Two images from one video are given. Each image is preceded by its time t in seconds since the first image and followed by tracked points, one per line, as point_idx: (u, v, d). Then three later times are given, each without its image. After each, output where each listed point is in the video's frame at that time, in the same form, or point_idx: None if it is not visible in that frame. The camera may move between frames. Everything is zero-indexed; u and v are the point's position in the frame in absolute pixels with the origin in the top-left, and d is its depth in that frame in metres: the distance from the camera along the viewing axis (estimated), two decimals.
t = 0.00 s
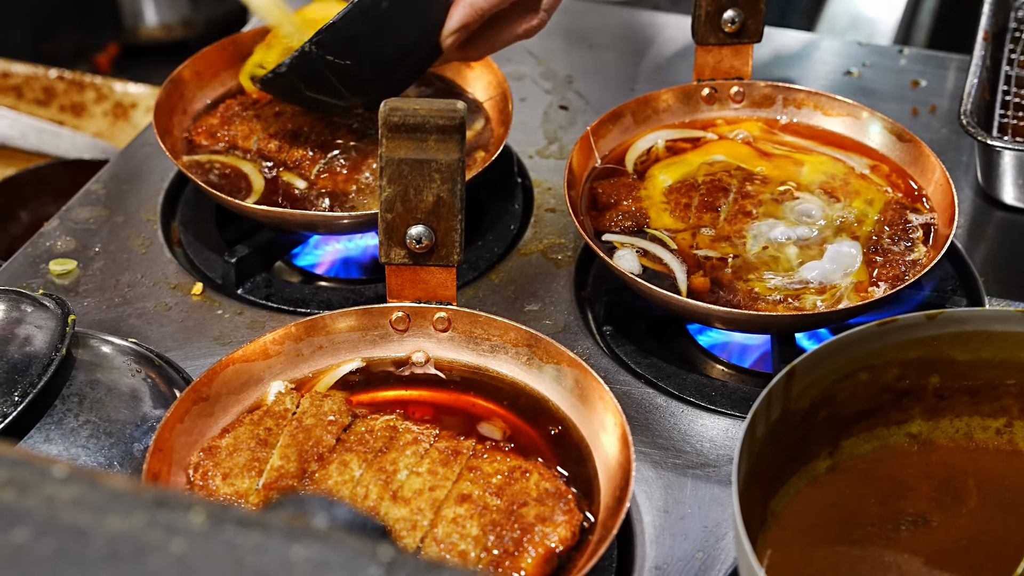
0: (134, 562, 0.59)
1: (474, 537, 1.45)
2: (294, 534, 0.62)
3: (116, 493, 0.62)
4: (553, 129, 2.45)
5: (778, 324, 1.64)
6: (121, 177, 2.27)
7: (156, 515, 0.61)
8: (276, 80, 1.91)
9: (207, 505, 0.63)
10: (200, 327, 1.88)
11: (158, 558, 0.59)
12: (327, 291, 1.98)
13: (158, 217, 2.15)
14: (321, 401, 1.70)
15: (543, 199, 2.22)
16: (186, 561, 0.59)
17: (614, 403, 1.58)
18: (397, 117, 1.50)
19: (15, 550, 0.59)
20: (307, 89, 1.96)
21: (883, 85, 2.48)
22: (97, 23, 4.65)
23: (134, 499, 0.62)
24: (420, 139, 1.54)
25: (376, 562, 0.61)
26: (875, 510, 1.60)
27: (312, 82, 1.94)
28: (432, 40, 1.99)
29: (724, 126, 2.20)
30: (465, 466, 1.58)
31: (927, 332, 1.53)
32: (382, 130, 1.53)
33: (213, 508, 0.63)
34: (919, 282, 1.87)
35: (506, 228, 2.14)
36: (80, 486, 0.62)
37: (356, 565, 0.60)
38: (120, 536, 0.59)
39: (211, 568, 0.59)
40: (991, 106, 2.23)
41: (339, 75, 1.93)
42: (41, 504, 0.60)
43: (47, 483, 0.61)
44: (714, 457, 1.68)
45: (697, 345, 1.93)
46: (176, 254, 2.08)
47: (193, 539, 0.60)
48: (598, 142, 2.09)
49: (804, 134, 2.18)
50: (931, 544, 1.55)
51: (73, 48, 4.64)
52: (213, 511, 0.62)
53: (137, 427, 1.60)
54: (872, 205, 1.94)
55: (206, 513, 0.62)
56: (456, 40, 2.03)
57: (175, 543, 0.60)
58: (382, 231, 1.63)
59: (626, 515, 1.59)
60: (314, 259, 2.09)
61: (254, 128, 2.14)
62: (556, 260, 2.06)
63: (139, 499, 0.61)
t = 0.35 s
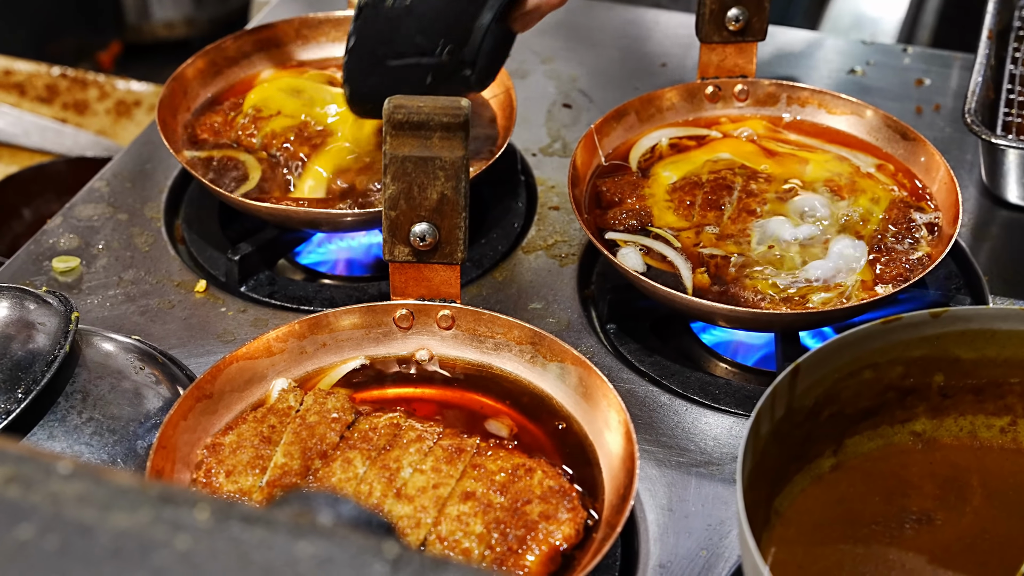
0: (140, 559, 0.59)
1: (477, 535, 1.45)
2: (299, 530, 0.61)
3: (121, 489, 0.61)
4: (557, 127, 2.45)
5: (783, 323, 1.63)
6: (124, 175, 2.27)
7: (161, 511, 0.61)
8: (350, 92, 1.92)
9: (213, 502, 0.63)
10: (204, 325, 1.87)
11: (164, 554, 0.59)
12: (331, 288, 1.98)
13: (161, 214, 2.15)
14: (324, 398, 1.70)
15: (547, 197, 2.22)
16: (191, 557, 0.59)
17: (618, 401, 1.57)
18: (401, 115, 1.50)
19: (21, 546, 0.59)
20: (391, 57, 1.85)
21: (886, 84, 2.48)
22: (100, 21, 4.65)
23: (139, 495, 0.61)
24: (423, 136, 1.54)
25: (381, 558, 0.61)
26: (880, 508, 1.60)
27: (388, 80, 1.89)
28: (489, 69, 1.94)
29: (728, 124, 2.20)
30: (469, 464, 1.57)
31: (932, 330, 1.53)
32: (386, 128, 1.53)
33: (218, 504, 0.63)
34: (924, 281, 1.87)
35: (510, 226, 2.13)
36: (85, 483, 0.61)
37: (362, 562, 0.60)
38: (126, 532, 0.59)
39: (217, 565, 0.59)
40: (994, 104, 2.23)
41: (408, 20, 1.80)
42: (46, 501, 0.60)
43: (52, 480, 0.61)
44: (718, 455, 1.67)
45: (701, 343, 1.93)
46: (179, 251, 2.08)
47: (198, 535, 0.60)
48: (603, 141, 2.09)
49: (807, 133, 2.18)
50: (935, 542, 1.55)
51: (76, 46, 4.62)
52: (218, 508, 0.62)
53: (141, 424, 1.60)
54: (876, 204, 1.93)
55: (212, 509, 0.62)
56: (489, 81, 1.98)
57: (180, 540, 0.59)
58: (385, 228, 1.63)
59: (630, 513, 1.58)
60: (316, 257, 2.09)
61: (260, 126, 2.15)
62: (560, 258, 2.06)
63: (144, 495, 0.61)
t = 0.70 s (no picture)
0: (141, 554, 0.59)
1: (478, 532, 1.45)
2: (301, 526, 0.62)
3: (122, 485, 0.61)
4: (557, 124, 2.45)
5: (783, 320, 1.63)
6: (124, 172, 2.27)
7: (163, 507, 0.61)
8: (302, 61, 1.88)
9: (214, 498, 0.63)
10: (205, 322, 1.87)
11: (165, 550, 0.59)
12: (331, 286, 1.98)
13: (161, 212, 2.15)
14: (324, 395, 1.69)
15: (547, 195, 2.22)
16: (193, 553, 0.59)
17: (619, 398, 1.58)
18: (402, 112, 1.50)
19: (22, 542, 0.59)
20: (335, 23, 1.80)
21: (886, 82, 2.49)
22: (101, 21, 4.64)
23: (141, 491, 0.61)
24: (424, 133, 1.54)
25: (383, 554, 0.61)
26: (880, 505, 1.60)
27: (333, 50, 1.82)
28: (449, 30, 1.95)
29: (728, 122, 2.21)
30: (470, 461, 1.57)
31: (931, 327, 1.53)
32: (387, 125, 1.53)
33: (220, 500, 0.63)
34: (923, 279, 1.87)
35: (510, 223, 2.14)
36: (87, 479, 0.61)
37: (364, 558, 0.60)
38: (127, 528, 0.59)
39: (219, 561, 0.59)
40: (994, 102, 2.24)
41: None
42: (48, 496, 0.60)
43: (54, 475, 0.61)
44: (718, 452, 1.67)
45: (702, 341, 1.92)
46: (179, 249, 2.08)
47: (200, 531, 0.60)
48: (602, 138, 2.09)
49: (807, 131, 2.18)
50: (935, 539, 1.55)
51: (76, 43, 4.62)
52: (220, 503, 0.62)
53: (141, 421, 1.60)
54: (875, 202, 1.94)
55: (213, 505, 0.62)
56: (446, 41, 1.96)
57: (182, 536, 0.60)
58: (386, 226, 1.62)
59: (630, 510, 1.59)
60: (316, 254, 2.09)
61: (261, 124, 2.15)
62: (560, 256, 2.07)
63: (146, 490, 0.61)
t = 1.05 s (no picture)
0: (138, 550, 0.58)
1: (477, 528, 1.45)
2: (299, 522, 0.61)
3: (120, 481, 0.61)
4: (557, 119, 2.45)
5: (782, 316, 1.63)
6: (123, 168, 2.26)
7: (161, 503, 0.60)
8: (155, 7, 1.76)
9: (212, 494, 0.63)
10: (203, 318, 1.87)
11: (162, 546, 0.59)
12: (330, 281, 1.98)
13: (159, 207, 2.14)
14: (323, 391, 1.69)
15: (546, 190, 2.22)
16: (191, 549, 0.59)
17: (618, 394, 1.57)
18: (400, 107, 1.49)
19: (20, 538, 0.59)
20: None
21: (886, 78, 2.48)
22: (98, 17, 4.67)
23: (139, 487, 0.61)
24: (423, 129, 1.53)
25: (382, 550, 0.61)
26: (880, 501, 1.59)
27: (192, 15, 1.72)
28: None
29: (728, 118, 2.20)
30: (469, 457, 1.57)
31: (931, 323, 1.52)
32: (385, 120, 1.52)
33: (218, 496, 0.62)
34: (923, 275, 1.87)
35: (510, 219, 2.13)
36: (85, 475, 0.61)
37: (362, 554, 0.60)
38: (124, 524, 0.59)
39: (217, 558, 0.59)
40: (994, 98, 2.23)
41: None
42: (45, 492, 0.60)
43: (51, 472, 0.61)
44: (717, 449, 1.67)
45: (701, 337, 1.92)
46: (177, 245, 2.08)
47: (197, 527, 0.59)
48: (601, 134, 2.09)
49: (807, 126, 2.17)
50: (936, 535, 1.55)
51: (75, 39, 4.63)
52: (218, 499, 0.62)
53: (140, 417, 1.59)
54: (875, 199, 1.93)
55: (211, 501, 0.61)
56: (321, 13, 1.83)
57: (179, 532, 0.59)
58: (385, 221, 1.62)
59: (629, 506, 1.58)
60: (314, 250, 2.08)
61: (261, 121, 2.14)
62: (559, 252, 2.06)
63: (143, 486, 0.61)
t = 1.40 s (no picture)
0: (139, 554, 0.59)
1: (477, 531, 1.45)
2: (300, 526, 0.61)
3: (121, 485, 0.61)
4: (557, 123, 2.45)
5: (782, 320, 1.63)
6: (123, 171, 2.27)
7: (162, 507, 0.60)
8: None
9: (213, 498, 0.63)
10: (203, 321, 1.87)
11: (164, 550, 0.59)
12: (330, 285, 1.98)
13: (159, 211, 2.14)
14: (323, 395, 1.69)
15: (546, 194, 2.22)
16: (191, 553, 0.59)
17: (618, 398, 1.58)
18: (400, 111, 1.50)
19: (20, 543, 0.59)
20: None
21: (885, 81, 2.49)
22: (99, 20, 4.68)
23: (140, 491, 0.61)
24: (423, 133, 1.54)
25: (382, 554, 0.61)
26: (879, 505, 1.60)
27: None
28: None
29: (727, 121, 2.21)
30: (469, 460, 1.57)
31: (929, 326, 1.53)
32: (385, 124, 1.53)
33: (218, 501, 0.63)
34: (923, 278, 1.87)
35: (510, 222, 2.14)
36: (86, 479, 0.61)
37: (362, 558, 0.60)
38: (126, 528, 0.59)
39: (218, 562, 0.59)
40: (994, 101, 2.24)
41: None
42: (46, 496, 0.60)
43: (52, 476, 0.61)
44: (717, 452, 1.67)
45: (700, 340, 1.92)
46: (178, 248, 2.08)
47: (198, 531, 0.60)
48: (601, 137, 2.09)
49: (807, 129, 2.18)
50: (935, 539, 1.55)
51: (76, 43, 4.65)
52: (218, 504, 0.62)
53: (140, 421, 1.59)
54: (874, 202, 1.93)
55: (212, 505, 0.62)
56: None
57: (180, 536, 0.59)
58: (384, 225, 1.62)
59: (629, 509, 1.58)
60: (315, 254, 2.09)
61: (262, 126, 2.14)
62: (559, 255, 2.06)
63: (144, 491, 0.61)
